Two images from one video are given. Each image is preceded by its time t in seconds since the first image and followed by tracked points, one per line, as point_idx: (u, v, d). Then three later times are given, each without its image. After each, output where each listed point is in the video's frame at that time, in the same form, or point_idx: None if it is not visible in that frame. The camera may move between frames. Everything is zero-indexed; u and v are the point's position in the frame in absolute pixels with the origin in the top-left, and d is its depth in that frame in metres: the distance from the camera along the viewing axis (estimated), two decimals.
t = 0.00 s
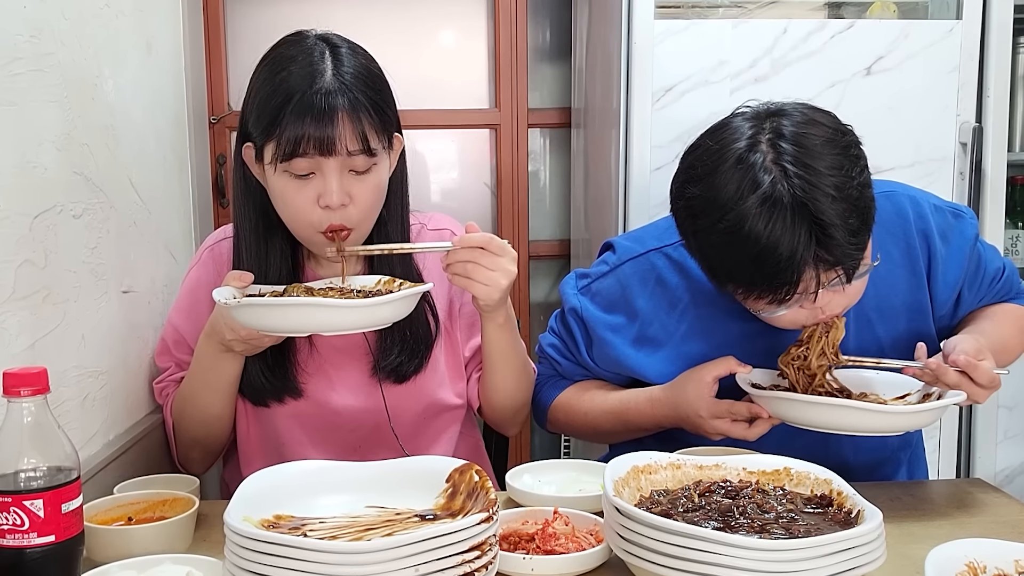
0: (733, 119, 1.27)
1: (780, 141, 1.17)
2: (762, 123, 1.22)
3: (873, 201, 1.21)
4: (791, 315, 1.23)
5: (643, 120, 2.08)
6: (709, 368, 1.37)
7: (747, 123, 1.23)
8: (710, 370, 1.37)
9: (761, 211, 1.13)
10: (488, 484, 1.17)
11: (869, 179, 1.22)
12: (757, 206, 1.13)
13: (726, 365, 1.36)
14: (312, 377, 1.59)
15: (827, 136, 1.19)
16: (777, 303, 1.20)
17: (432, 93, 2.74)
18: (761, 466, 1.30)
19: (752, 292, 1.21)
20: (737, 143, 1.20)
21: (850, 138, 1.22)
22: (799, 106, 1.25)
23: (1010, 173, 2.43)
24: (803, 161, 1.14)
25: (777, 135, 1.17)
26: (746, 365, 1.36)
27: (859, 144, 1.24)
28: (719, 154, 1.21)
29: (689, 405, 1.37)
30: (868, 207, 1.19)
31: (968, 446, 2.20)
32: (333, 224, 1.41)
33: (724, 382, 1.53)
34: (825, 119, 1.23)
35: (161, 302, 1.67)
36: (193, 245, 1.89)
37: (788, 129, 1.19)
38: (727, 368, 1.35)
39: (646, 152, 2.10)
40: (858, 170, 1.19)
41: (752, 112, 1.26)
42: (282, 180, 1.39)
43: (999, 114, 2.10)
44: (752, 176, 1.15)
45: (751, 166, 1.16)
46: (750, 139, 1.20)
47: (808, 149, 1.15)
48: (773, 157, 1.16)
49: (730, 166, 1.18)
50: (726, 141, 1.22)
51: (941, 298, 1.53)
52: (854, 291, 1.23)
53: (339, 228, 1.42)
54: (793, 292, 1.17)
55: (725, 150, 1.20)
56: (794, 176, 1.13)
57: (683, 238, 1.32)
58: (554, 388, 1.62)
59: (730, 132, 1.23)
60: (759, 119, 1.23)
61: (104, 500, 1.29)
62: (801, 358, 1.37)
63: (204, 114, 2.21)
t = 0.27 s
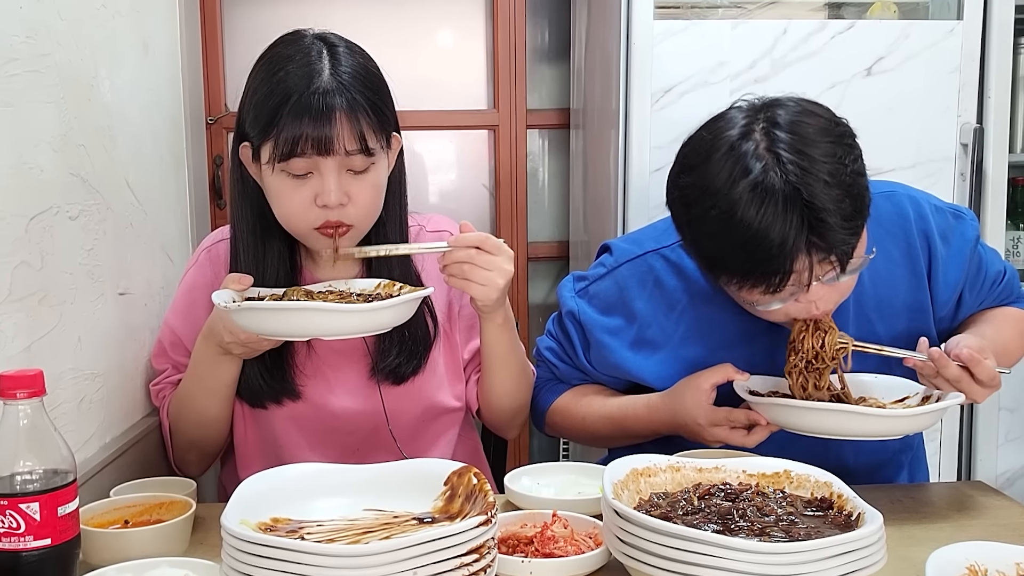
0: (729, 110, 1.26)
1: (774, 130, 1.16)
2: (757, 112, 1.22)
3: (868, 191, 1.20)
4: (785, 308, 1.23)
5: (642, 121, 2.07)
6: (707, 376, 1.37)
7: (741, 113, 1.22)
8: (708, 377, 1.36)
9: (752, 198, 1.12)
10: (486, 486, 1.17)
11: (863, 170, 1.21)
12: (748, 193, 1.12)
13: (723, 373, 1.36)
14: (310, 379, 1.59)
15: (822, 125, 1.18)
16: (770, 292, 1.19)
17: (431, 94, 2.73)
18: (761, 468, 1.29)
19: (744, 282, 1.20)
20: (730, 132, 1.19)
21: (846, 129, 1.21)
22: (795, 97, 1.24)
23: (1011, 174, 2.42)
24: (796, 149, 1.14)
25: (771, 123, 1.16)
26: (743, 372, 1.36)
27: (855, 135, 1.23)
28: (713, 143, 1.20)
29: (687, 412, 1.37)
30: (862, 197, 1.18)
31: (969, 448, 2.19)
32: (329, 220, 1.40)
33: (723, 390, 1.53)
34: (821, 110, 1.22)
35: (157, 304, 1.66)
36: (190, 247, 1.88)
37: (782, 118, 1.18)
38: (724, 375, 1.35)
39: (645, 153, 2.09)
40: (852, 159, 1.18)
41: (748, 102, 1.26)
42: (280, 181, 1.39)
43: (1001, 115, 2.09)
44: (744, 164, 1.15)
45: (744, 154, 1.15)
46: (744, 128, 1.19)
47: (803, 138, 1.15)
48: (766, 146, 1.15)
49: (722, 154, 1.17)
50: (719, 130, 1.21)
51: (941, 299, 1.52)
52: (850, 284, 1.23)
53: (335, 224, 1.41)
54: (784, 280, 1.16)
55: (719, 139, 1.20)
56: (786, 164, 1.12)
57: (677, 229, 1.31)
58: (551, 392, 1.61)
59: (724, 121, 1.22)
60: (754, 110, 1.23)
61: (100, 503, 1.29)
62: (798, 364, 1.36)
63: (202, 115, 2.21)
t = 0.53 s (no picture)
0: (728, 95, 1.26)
1: (770, 111, 1.17)
2: (755, 96, 1.22)
3: (865, 176, 1.19)
4: (780, 293, 1.22)
5: (642, 121, 2.07)
6: (705, 388, 1.37)
7: (738, 97, 1.22)
8: (706, 390, 1.37)
9: (745, 175, 1.12)
10: (484, 489, 1.16)
11: (861, 154, 1.20)
12: (742, 171, 1.12)
13: (720, 386, 1.36)
14: (308, 380, 1.58)
15: (819, 109, 1.18)
16: (765, 275, 1.18)
17: (429, 94, 2.72)
18: (760, 470, 1.27)
19: (739, 264, 1.19)
20: (727, 114, 1.19)
21: (844, 115, 1.21)
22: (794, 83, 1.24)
23: (1011, 175, 2.42)
24: (792, 129, 1.14)
25: (768, 105, 1.16)
26: (740, 386, 1.37)
27: (854, 123, 1.22)
28: (709, 124, 1.20)
29: (684, 424, 1.38)
30: (859, 181, 1.18)
31: (971, 450, 2.18)
32: (328, 221, 1.39)
33: (720, 401, 1.52)
34: (820, 96, 1.22)
35: (154, 305, 1.65)
36: (187, 248, 1.88)
37: (779, 100, 1.18)
38: (723, 387, 1.36)
39: (645, 153, 2.09)
40: (850, 142, 1.18)
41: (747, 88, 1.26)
42: (277, 178, 1.38)
43: (1002, 115, 2.08)
44: (738, 143, 1.15)
45: (738, 134, 1.16)
46: (740, 109, 1.19)
47: (799, 119, 1.15)
48: (761, 126, 1.16)
49: (717, 134, 1.17)
50: (716, 111, 1.21)
51: (941, 298, 1.51)
52: (847, 274, 1.22)
53: (335, 226, 1.40)
54: (778, 262, 1.15)
55: (715, 120, 1.20)
56: (782, 143, 1.12)
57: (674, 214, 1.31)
58: (549, 394, 1.61)
59: (722, 104, 1.23)
60: (752, 94, 1.23)
61: (96, 505, 1.28)
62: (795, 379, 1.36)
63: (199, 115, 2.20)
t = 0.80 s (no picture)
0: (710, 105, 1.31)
1: (744, 108, 1.21)
2: (733, 99, 1.26)
3: (850, 165, 1.20)
4: (780, 289, 1.20)
5: (641, 121, 2.06)
6: (707, 388, 1.37)
7: (714, 103, 1.27)
8: (709, 389, 1.36)
9: (718, 166, 1.16)
10: (483, 491, 1.15)
11: (844, 145, 1.22)
12: (715, 162, 1.16)
13: (723, 384, 1.36)
14: (305, 381, 1.57)
15: (795, 103, 1.21)
16: (759, 270, 1.18)
17: (428, 95, 2.72)
18: (760, 472, 1.27)
19: (730, 260, 1.20)
20: (703, 117, 1.24)
21: (823, 108, 1.23)
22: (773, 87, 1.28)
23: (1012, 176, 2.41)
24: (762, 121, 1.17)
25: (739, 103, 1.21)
26: (743, 384, 1.36)
27: (836, 117, 1.25)
28: (688, 128, 1.25)
29: (688, 425, 1.37)
30: (843, 169, 1.18)
31: (972, 451, 2.17)
32: (325, 220, 1.39)
33: (723, 400, 1.51)
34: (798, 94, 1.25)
35: (151, 306, 1.64)
36: (184, 249, 1.87)
37: (754, 99, 1.22)
38: (725, 386, 1.35)
39: (644, 154, 2.08)
40: (828, 131, 1.20)
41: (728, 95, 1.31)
42: (275, 178, 1.37)
43: (1003, 115, 2.07)
44: (712, 138, 1.19)
45: (713, 131, 1.20)
46: (717, 111, 1.24)
47: (772, 112, 1.19)
48: (734, 122, 1.20)
49: (693, 133, 1.22)
50: (695, 116, 1.26)
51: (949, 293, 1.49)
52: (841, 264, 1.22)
53: (333, 225, 1.40)
54: (765, 253, 1.16)
55: (694, 124, 1.25)
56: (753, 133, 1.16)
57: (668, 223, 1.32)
58: (548, 397, 1.60)
59: (702, 109, 1.27)
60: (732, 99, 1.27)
61: (93, 507, 1.27)
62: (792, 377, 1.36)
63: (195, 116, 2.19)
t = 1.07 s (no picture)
0: (705, 129, 1.21)
1: (756, 147, 1.13)
2: (736, 129, 1.17)
3: (860, 193, 1.17)
4: (795, 320, 1.21)
5: (640, 122, 2.05)
6: (709, 399, 1.37)
7: (719, 131, 1.18)
8: (710, 400, 1.37)
9: (747, 221, 1.09)
10: (482, 493, 1.14)
11: (851, 169, 1.18)
12: (743, 217, 1.10)
13: (725, 396, 1.37)
14: (303, 381, 1.56)
15: (802, 134, 1.14)
16: (779, 311, 1.17)
17: (426, 95, 2.71)
18: (760, 475, 1.27)
19: (751, 302, 1.18)
20: (713, 154, 1.15)
21: (826, 132, 1.17)
22: (771, 107, 1.20)
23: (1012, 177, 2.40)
24: (780, 165, 1.10)
25: (752, 141, 1.13)
26: (744, 396, 1.37)
27: (836, 136, 1.19)
28: (696, 168, 1.16)
29: (688, 436, 1.37)
30: (855, 201, 1.16)
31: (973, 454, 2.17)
32: (323, 221, 1.38)
33: (723, 413, 1.51)
34: (798, 116, 1.18)
35: (148, 308, 1.64)
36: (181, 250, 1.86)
37: (762, 133, 1.14)
38: (726, 398, 1.37)
39: (643, 154, 2.07)
40: (840, 164, 1.15)
41: (724, 118, 1.22)
42: (274, 178, 1.37)
43: (1004, 115, 2.07)
44: (733, 187, 1.11)
45: (731, 176, 1.12)
46: (726, 149, 1.15)
47: (786, 151, 1.11)
48: (752, 165, 1.12)
49: (709, 178, 1.13)
50: (701, 153, 1.17)
51: (948, 299, 1.49)
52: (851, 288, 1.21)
53: (330, 225, 1.39)
54: (792, 299, 1.14)
55: (701, 164, 1.16)
56: (775, 182, 1.09)
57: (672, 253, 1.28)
58: (545, 405, 1.59)
59: (705, 143, 1.18)
60: (732, 126, 1.19)
61: (89, 510, 1.26)
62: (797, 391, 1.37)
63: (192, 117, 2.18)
